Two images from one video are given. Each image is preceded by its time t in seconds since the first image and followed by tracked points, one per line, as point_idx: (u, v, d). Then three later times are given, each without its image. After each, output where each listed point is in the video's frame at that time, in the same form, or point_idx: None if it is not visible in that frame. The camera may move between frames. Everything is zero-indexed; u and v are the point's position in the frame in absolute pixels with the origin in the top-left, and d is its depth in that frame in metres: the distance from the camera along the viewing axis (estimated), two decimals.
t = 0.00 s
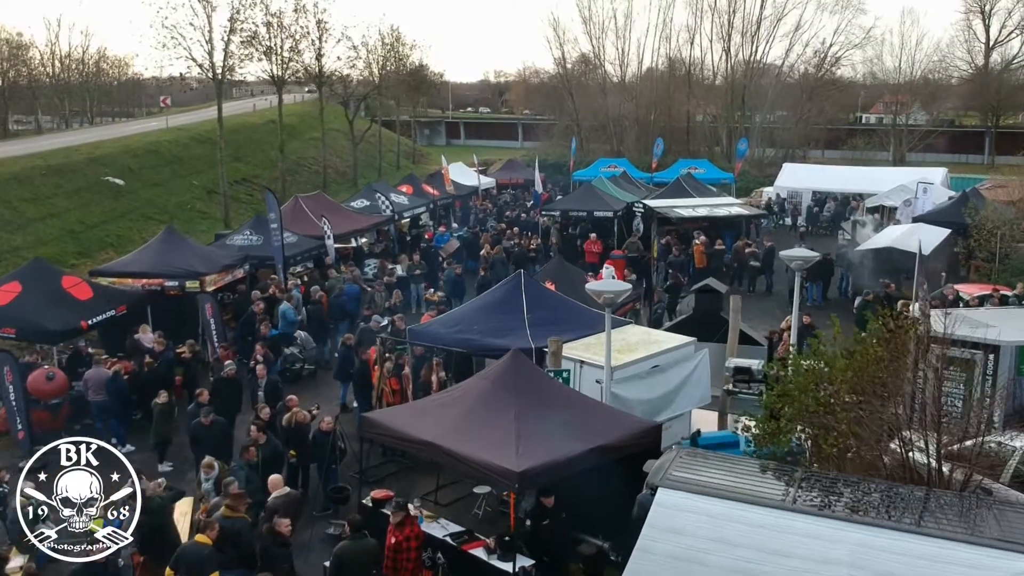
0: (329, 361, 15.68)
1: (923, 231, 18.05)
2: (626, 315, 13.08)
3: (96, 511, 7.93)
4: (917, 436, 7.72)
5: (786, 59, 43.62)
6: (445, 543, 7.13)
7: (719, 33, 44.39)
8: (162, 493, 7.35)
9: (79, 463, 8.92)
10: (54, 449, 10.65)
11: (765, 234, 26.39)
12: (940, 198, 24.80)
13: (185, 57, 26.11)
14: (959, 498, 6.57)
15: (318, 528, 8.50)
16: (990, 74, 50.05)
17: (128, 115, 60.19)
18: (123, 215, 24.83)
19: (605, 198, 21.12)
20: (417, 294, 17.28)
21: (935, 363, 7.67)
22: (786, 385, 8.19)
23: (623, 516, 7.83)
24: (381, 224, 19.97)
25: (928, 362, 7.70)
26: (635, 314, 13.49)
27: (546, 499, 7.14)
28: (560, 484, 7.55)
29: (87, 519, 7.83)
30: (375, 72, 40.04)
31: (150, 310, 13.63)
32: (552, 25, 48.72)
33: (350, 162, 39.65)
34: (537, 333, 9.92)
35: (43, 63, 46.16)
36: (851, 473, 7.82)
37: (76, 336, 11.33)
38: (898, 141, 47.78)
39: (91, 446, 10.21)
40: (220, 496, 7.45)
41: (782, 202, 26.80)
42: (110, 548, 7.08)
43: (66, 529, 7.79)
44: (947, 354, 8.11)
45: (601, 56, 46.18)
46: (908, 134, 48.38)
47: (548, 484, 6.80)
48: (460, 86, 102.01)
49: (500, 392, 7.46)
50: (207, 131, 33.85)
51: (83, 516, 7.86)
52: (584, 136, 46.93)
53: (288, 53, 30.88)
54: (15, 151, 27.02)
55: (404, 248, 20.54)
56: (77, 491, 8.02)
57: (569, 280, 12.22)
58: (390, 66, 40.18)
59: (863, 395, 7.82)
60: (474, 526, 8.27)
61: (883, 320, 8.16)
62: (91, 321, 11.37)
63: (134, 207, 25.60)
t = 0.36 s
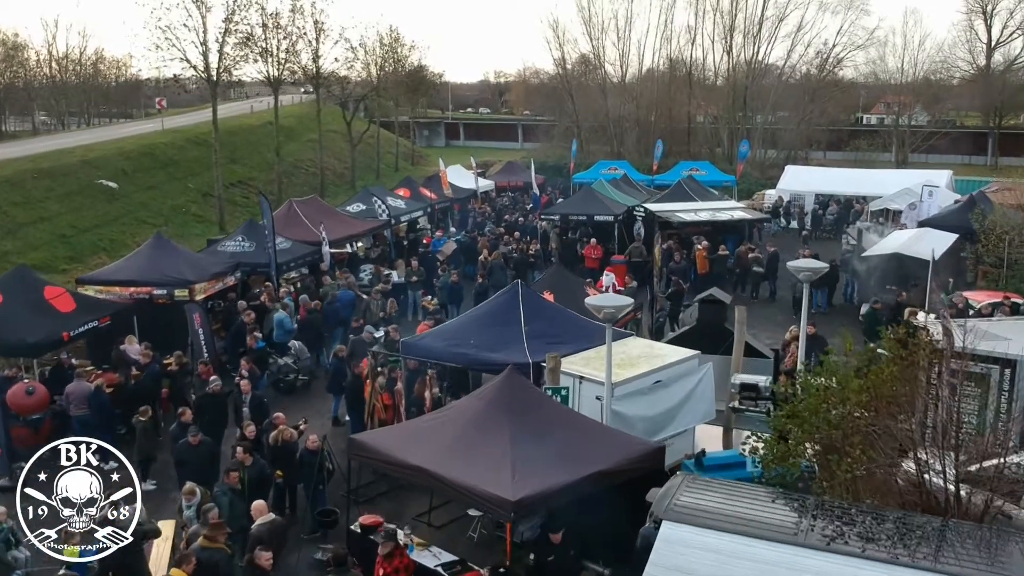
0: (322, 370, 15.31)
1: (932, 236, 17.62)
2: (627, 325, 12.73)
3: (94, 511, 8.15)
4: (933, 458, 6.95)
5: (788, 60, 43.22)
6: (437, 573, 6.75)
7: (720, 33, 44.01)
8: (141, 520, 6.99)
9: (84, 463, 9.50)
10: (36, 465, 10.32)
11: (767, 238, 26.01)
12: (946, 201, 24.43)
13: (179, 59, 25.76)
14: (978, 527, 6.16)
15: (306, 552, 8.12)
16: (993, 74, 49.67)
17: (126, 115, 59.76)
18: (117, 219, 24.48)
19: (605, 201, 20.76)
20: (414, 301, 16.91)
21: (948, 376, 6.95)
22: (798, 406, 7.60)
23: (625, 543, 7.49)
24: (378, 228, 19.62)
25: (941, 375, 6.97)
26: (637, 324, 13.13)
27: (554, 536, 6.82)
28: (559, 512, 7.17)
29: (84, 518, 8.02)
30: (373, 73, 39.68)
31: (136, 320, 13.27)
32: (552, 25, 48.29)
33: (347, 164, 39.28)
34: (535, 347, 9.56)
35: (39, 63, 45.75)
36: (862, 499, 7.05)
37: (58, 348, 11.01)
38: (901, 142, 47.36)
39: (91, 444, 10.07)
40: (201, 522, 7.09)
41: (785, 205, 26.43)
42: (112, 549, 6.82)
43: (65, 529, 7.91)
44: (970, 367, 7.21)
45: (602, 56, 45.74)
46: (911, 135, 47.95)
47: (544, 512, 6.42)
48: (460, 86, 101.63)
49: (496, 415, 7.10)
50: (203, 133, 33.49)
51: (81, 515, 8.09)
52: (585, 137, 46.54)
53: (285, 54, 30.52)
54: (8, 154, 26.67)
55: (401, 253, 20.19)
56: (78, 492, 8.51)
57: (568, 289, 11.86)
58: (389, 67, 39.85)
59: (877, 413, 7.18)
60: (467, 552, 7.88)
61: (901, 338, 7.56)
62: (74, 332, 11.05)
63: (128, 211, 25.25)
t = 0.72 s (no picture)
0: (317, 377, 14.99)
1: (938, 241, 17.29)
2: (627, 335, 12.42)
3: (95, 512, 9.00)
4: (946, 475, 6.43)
5: (789, 60, 42.90)
6: None
7: (721, 33, 43.69)
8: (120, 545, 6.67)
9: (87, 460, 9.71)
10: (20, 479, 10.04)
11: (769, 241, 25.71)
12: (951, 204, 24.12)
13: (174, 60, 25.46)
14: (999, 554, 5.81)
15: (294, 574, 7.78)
16: (994, 75, 49.37)
17: (124, 116, 59.42)
18: (110, 222, 24.15)
19: (605, 205, 20.44)
20: (411, 306, 16.59)
21: (961, 390, 6.37)
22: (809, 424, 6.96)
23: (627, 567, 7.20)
24: (374, 232, 19.31)
25: (954, 388, 6.39)
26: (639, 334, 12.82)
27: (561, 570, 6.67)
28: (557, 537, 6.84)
29: (86, 518, 8.88)
30: (371, 74, 39.38)
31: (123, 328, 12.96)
32: (552, 25, 47.95)
33: (345, 166, 38.95)
34: (533, 358, 9.24)
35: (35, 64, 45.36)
36: (874, 522, 6.59)
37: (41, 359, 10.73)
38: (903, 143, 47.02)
39: (90, 447, 9.89)
40: (183, 548, 6.76)
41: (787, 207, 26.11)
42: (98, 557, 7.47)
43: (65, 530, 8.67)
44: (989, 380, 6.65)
45: (602, 57, 45.40)
46: (913, 135, 47.62)
47: (541, 539, 6.09)
48: (460, 86, 101.40)
49: (491, 435, 6.75)
50: (199, 134, 33.16)
51: (83, 516, 8.93)
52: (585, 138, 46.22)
53: (281, 55, 30.22)
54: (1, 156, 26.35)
55: (398, 257, 19.89)
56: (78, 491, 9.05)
57: (567, 298, 11.55)
58: (386, 68, 39.59)
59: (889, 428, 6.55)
60: None
61: (915, 347, 6.89)
62: (58, 343, 10.78)
63: (122, 214, 24.94)
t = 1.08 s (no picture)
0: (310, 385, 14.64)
1: (945, 244, 16.94)
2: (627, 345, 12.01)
3: (95, 513, 8.79)
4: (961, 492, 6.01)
5: (790, 61, 42.58)
6: None
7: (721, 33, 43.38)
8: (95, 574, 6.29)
9: (85, 462, 8.92)
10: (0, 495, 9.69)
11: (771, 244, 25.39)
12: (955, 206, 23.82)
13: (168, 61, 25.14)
14: None
15: None
16: (995, 75, 49.16)
17: (121, 117, 59.10)
18: (103, 225, 23.83)
19: (605, 207, 20.11)
20: (407, 312, 16.25)
21: (975, 405, 6.01)
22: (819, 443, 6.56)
23: None
24: (370, 235, 18.99)
25: (968, 403, 6.03)
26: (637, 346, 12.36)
27: None
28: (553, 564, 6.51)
29: (87, 519, 8.75)
30: (369, 74, 39.07)
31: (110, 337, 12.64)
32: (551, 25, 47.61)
33: (342, 167, 38.60)
34: (531, 371, 8.92)
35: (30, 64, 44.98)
36: (885, 542, 6.18)
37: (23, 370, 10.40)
38: (904, 144, 46.75)
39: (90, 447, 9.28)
40: None
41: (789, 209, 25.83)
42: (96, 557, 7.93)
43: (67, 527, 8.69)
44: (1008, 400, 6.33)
45: (601, 57, 45.04)
46: (915, 136, 47.35)
47: (536, 568, 5.76)
48: (459, 86, 101.11)
49: (484, 455, 6.44)
50: (194, 136, 32.80)
51: (83, 517, 8.75)
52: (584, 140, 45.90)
53: (277, 56, 29.93)
54: None
55: (394, 261, 19.56)
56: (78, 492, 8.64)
57: (566, 307, 11.22)
58: (383, 69, 39.32)
59: (900, 447, 6.13)
60: None
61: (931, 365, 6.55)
62: (40, 353, 10.46)
63: (115, 217, 24.61)
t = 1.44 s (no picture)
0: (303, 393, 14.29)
1: (952, 249, 16.60)
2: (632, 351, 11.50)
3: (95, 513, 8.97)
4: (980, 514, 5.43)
5: (791, 61, 42.22)
6: None
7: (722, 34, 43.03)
8: None
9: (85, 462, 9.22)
10: None
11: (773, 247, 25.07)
12: (960, 209, 23.49)
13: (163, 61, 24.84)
14: None
15: None
16: (998, 76, 48.82)
17: (120, 117, 58.77)
18: (97, 228, 23.53)
19: (605, 210, 19.79)
20: (404, 318, 15.94)
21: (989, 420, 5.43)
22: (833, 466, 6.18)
23: None
24: (366, 239, 18.69)
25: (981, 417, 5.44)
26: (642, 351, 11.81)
27: None
28: None
29: (86, 519, 8.92)
30: (367, 74, 38.76)
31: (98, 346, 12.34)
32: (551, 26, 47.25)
33: (341, 169, 38.29)
34: (528, 384, 8.58)
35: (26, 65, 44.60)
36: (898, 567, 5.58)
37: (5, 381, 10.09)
38: (907, 145, 46.42)
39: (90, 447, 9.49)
40: None
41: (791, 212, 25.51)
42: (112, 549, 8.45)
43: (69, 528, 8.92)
44: None
45: (602, 57, 44.62)
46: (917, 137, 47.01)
47: None
48: (459, 87, 100.79)
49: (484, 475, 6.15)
50: (189, 137, 32.46)
51: (84, 517, 8.96)
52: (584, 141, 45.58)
53: (273, 56, 29.61)
54: None
55: (391, 265, 19.25)
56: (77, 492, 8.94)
57: (565, 316, 10.87)
58: (381, 70, 39.00)
59: (915, 467, 5.56)
60: None
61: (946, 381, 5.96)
62: (23, 364, 10.15)
63: (110, 220, 24.31)
